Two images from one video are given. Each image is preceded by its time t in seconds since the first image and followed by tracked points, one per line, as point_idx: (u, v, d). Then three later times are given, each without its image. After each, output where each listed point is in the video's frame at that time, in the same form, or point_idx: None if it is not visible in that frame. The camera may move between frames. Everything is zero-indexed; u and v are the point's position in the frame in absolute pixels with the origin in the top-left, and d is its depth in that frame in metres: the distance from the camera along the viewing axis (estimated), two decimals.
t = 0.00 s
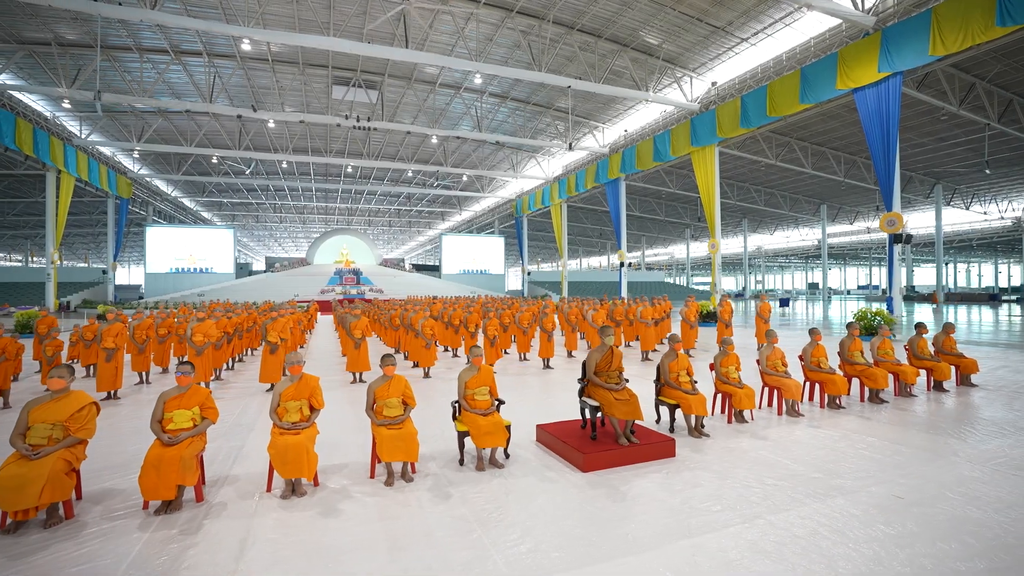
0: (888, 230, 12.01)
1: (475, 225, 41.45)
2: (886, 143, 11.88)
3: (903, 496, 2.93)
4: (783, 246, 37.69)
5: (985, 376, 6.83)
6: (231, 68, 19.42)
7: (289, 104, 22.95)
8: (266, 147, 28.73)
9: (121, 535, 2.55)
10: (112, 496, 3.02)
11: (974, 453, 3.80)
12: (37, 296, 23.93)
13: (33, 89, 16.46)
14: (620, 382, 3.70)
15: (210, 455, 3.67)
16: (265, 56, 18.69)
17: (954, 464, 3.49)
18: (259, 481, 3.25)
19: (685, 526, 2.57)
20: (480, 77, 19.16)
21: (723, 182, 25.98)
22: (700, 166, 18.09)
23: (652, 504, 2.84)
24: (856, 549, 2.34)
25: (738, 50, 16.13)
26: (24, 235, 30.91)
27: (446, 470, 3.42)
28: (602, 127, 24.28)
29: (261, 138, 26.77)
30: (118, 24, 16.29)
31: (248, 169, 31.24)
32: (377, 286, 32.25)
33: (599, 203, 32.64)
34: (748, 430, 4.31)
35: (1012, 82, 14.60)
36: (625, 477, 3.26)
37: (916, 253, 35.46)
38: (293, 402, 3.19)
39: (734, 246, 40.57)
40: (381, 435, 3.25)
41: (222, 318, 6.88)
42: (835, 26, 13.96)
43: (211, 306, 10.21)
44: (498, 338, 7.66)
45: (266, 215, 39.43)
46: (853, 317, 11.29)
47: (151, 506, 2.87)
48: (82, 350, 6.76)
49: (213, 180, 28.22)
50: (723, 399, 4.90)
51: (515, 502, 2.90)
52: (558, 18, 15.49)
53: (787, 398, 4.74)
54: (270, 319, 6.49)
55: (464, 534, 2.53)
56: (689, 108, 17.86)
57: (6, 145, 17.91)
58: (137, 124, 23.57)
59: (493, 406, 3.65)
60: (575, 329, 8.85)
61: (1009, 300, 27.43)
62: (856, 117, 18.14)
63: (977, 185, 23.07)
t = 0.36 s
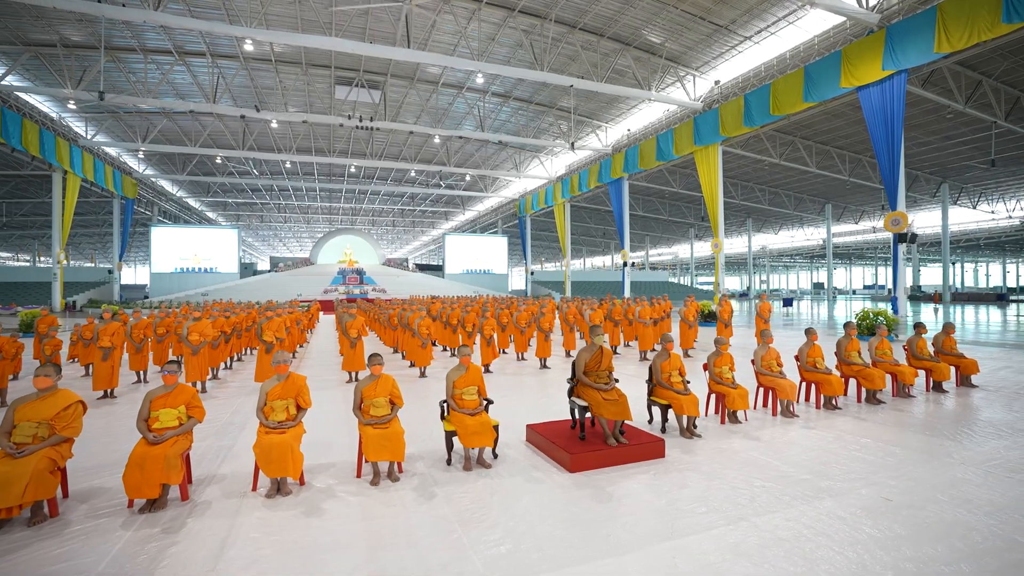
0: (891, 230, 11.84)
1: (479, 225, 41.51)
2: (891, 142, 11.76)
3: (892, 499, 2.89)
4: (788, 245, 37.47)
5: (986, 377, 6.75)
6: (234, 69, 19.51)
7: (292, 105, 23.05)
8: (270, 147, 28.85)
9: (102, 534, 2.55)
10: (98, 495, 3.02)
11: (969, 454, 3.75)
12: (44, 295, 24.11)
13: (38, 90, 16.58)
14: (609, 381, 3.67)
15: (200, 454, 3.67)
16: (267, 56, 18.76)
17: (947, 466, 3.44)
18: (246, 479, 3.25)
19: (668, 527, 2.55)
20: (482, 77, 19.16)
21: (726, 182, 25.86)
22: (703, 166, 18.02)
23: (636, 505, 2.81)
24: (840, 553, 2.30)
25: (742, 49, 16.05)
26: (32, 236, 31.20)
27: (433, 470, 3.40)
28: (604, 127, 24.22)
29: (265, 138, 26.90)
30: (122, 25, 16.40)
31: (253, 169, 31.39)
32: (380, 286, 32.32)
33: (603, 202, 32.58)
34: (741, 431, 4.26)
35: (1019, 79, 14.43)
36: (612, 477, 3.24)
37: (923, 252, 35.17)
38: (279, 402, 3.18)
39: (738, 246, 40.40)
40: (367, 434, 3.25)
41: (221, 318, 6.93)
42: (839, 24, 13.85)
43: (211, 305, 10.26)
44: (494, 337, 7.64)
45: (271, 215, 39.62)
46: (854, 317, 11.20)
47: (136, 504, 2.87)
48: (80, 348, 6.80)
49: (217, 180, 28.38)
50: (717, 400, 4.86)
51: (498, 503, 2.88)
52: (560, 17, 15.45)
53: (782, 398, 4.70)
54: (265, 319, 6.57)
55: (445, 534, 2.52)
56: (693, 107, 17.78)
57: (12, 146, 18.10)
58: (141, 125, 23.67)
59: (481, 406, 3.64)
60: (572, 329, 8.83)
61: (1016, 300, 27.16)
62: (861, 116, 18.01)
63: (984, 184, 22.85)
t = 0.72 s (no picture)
0: (903, 229, 11.59)
1: (488, 225, 41.56)
2: (903, 141, 11.54)
3: (887, 503, 2.81)
4: (800, 245, 37.01)
5: (997, 379, 6.59)
6: (244, 71, 19.72)
7: (301, 106, 23.23)
8: (281, 149, 29.12)
9: (89, 532, 2.57)
10: (88, 494, 3.06)
11: (973, 458, 3.65)
12: (59, 296, 24.54)
13: (54, 94, 16.89)
14: (601, 383, 3.62)
15: (193, 454, 3.70)
16: (276, 58, 18.92)
17: (948, 470, 3.35)
18: (236, 479, 3.26)
19: (653, 531, 2.50)
20: (489, 77, 19.17)
21: (736, 181, 25.60)
22: (712, 165, 17.87)
23: (624, 508, 2.77)
24: (829, 560, 2.23)
25: (751, 46, 15.88)
26: (49, 237, 31.80)
27: (423, 470, 3.39)
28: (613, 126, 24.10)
29: (275, 140, 27.15)
30: (134, 29, 16.64)
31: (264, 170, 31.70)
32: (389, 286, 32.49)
33: (612, 202, 32.43)
34: (738, 433, 4.20)
35: None
36: (602, 480, 3.19)
37: (938, 252, 34.55)
38: (268, 401, 3.19)
39: (749, 246, 39.99)
40: (355, 435, 3.24)
41: (224, 317, 7.00)
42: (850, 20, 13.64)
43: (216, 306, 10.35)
44: (495, 338, 7.63)
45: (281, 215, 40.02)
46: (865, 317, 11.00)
47: (125, 503, 2.89)
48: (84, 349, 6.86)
49: (228, 181, 28.71)
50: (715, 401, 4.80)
51: (484, 505, 2.85)
52: (567, 16, 15.40)
53: (782, 400, 4.62)
54: (266, 319, 6.63)
55: (426, 536, 2.50)
56: (701, 106, 17.62)
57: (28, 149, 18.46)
58: (153, 127, 23.97)
59: (472, 407, 3.61)
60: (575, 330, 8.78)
61: None
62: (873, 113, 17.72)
63: (1002, 182, 22.36)
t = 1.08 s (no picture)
0: (915, 228, 11.34)
1: (496, 225, 41.58)
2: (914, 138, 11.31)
3: (878, 509, 2.75)
4: (811, 244, 36.58)
5: (1007, 381, 6.44)
6: (253, 73, 19.92)
7: (310, 107, 23.44)
8: (290, 150, 29.36)
9: (74, 530, 2.60)
10: (79, 492, 3.10)
11: (976, 462, 3.56)
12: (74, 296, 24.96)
13: (67, 97, 17.17)
14: (591, 384, 3.59)
15: (185, 453, 3.73)
16: (284, 60, 19.08)
17: (948, 473, 3.27)
18: (225, 479, 3.28)
19: (635, 535, 2.47)
20: (495, 77, 19.17)
21: (745, 179, 25.36)
22: (720, 164, 17.72)
23: (608, 511, 2.74)
24: (813, 567, 2.19)
25: (759, 44, 15.71)
26: (64, 238, 32.35)
27: (411, 471, 3.39)
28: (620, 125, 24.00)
29: (284, 141, 27.39)
30: (145, 33, 16.87)
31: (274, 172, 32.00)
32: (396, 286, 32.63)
33: (619, 201, 32.28)
34: (733, 436, 4.14)
35: None
36: (589, 482, 3.16)
37: (953, 250, 33.95)
38: (256, 402, 3.20)
39: (759, 245, 39.60)
40: (342, 435, 3.24)
41: (228, 318, 7.07)
42: (860, 16, 13.43)
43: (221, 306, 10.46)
44: (495, 338, 7.62)
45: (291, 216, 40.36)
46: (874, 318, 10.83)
47: (113, 501, 2.92)
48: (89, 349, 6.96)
49: (238, 182, 29.01)
50: (712, 403, 4.74)
51: (467, 507, 2.84)
52: (573, 15, 15.35)
53: (779, 402, 4.56)
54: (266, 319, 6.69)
55: (406, 538, 2.49)
56: (709, 104, 17.46)
57: (43, 152, 18.83)
58: (165, 129, 24.26)
59: (461, 407, 3.60)
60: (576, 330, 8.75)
61: None
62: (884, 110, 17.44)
63: (1018, 179, 21.90)
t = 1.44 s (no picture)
0: (927, 228, 11.15)
1: (504, 225, 41.62)
2: (926, 137, 11.08)
3: (868, 514, 2.70)
4: (822, 244, 36.16)
5: (1016, 384, 6.31)
6: (262, 75, 20.12)
7: (318, 108, 23.61)
8: (299, 151, 29.61)
9: (62, 527, 2.63)
10: (72, 489, 3.14)
11: (975, 466, 3.49)
12: (88, 296, 25.38)
13: (80, 100, 17.46)
14: (581, 386, 3.57)
15: (180, 451, 3.77)
16: (292, 62, 19.24)
17: (944, 478, 3.21)
18: (215, 477, 3.31)
19: (617, 538, 2.46)
20: (501, 77, 19.17)
21: (754, 179, 25.13)
22: (728, 163, 17.61)
23: (593, 513, 2.72)
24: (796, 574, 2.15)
25: (768, 42, 15.55)
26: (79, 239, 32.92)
27: (399, 471, 3.39)
28: (627, 125, 23.90)
29: (293, 142, 27.64)
30: (156, 37, 17.09)
31: (283, 172, 32.29)
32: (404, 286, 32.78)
33: (627, 201, 32.14)
34: (727, 438, 4.10)
35: None
36: (577, 484, 3.14)
37: (968, 250, 33.37)
38: (246, 401, 3.23)
39: (768, 245, 39.23)
40: (331, 435, 3.27)
41: (232, 318, 7.15)
42: (871, 13, 13.24)
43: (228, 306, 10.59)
44: (495, 338, 7.62)
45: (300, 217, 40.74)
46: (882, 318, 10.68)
47: (103, 499, 2.95)
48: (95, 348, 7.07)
49: (248, 184, 29.31)
50: (707, 405, 4.71)
51: (451, 508, 2.84)
52: (580, 15, 15.30)
53: (776, 404, 4.50)
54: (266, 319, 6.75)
55: (388, 538, 2.50)
56: (717, 103, 17.32)
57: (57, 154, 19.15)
58: (176, 131, 24.53)
59: (451, 407, 3.60)
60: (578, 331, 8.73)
61: None
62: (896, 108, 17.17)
63: None
